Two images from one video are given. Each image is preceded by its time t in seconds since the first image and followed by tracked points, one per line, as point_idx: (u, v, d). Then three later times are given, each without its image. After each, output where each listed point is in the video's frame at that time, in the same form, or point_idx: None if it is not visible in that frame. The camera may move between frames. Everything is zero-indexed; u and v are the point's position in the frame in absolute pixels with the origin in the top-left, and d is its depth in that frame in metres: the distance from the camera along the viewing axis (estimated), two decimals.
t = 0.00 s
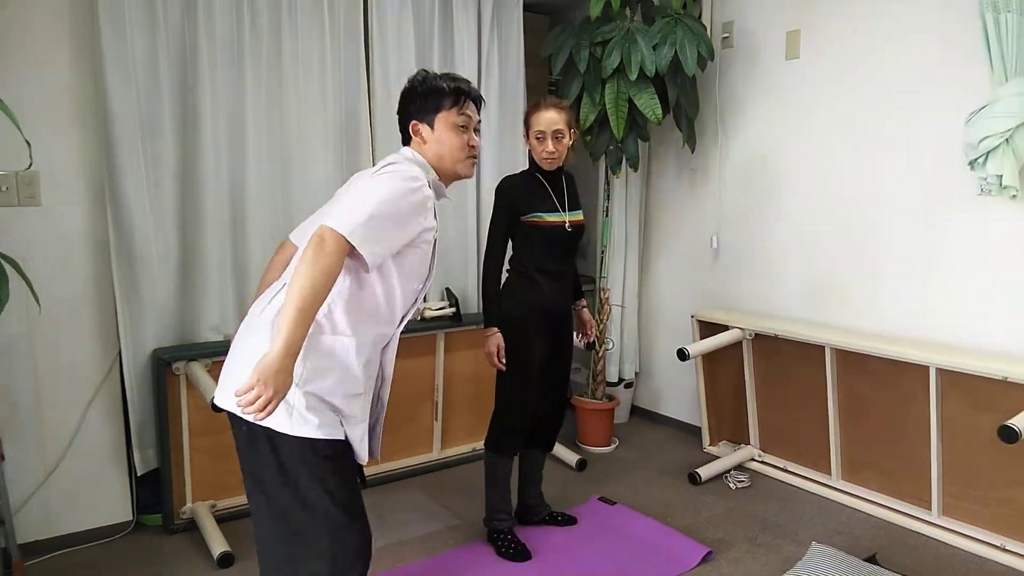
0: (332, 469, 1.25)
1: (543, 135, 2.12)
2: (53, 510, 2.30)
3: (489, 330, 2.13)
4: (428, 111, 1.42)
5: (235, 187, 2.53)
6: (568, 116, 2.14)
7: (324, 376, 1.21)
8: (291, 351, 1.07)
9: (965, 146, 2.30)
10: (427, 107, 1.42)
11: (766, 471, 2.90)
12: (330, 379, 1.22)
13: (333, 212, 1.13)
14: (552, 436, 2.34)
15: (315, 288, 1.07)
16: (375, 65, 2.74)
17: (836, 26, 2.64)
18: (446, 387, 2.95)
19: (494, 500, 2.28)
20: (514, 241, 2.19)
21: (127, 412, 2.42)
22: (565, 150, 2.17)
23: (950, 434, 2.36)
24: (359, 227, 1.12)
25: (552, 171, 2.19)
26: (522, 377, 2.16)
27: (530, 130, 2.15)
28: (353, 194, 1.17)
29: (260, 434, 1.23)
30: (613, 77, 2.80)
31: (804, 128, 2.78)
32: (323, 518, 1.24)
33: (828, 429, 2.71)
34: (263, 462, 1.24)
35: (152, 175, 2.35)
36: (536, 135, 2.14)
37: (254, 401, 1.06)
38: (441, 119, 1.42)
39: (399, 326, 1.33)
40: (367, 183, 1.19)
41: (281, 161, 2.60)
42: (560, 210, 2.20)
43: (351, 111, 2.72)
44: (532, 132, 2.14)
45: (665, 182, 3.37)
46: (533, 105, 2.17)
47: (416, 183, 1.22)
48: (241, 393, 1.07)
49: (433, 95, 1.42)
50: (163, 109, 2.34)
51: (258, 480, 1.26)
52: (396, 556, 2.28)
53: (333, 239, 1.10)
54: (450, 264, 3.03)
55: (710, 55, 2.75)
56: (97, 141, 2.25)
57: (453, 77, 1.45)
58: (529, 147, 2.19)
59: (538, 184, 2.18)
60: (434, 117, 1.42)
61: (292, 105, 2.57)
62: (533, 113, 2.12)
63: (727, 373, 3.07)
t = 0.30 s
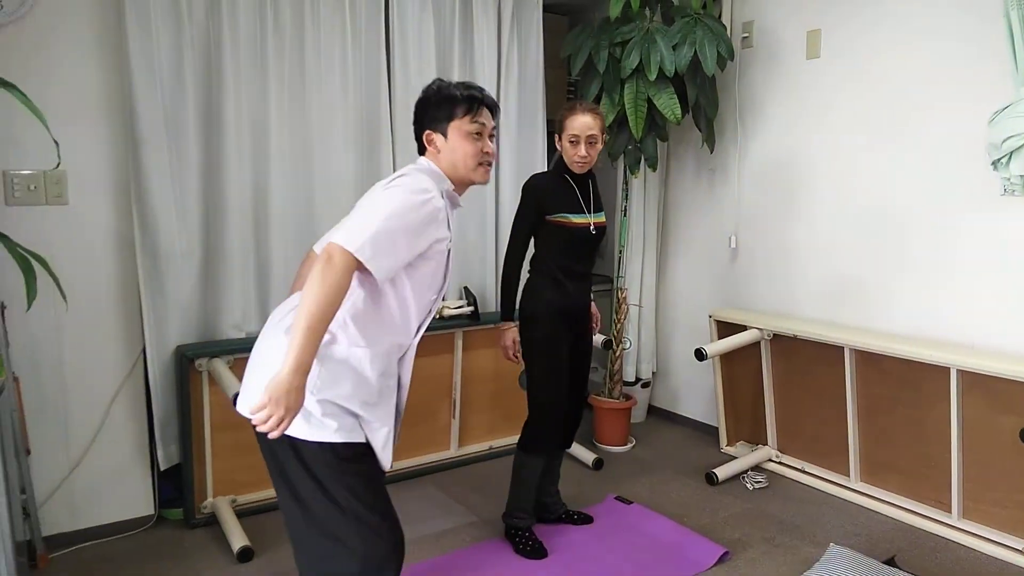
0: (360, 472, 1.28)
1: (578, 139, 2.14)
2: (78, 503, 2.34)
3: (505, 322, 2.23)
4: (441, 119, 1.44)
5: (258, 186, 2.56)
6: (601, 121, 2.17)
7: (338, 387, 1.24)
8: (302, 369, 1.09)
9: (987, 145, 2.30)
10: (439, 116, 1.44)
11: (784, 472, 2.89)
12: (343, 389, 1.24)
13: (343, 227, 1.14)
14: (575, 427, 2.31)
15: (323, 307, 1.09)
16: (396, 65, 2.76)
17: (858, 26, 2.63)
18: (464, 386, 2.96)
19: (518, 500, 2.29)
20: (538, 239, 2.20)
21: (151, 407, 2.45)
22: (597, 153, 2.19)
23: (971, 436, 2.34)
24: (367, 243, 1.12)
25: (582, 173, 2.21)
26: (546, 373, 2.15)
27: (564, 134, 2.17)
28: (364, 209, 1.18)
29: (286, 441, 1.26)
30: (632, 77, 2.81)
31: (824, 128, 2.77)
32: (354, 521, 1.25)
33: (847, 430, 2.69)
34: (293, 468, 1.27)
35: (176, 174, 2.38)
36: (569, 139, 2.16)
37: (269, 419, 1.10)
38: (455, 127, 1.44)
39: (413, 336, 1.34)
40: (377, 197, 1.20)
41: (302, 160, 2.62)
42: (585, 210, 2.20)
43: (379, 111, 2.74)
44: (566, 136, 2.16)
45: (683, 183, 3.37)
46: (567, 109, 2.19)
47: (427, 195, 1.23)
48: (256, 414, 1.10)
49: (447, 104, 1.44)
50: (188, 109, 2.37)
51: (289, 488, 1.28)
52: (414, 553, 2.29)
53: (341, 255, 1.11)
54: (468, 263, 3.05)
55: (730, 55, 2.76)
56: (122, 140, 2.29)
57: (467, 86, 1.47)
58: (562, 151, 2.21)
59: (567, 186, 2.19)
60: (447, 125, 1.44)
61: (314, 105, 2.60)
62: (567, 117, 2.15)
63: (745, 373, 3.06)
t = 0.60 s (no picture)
0: (400, 471, 1.37)
1: (603, 144, 2.11)
2: (80, 501, 2.34)
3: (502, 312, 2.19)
4: (356, 59, 1.32)
5: (260, 184, 2.57)
6: (624, 126, 2.15)
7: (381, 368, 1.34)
8: (340, 363, 1.19)
9: (988, 145, 2.30)
10: (353, 56, 1.32)
11: (785, 471, 2.89)
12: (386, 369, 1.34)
13: (311, 219, 1.21)
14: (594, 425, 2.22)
15: (331, 301, 1.18)
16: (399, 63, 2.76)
17: (860, 26, 2.63)
18: (466, 384, 2.96)
19: (535, 495, 2.24)
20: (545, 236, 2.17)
21: (153, 405, 2.45)
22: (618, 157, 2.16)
23: (972, 435, 2.34)
24: (338, 223, 1.19)
25: (600, 176, 2.20)
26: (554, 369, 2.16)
27: (589, 136, 2.13)
28: (322, 189, 1.23)
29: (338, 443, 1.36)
30: (634, 76, 2.81)
31: (826, 128, 2.77)
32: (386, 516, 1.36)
33: (848, 430, 2.70)
34: (342, 459, 1.37)
35: (179, 172, 2.39)
36: (594, 142, 2.12)
37: (337, 422, 1.21)
38: (372, 63, 1.31)
39: (425, 281, 1.41)
40: (328, 171, 1.24)
41: (305, 159, 2.63)
42: (598, 211, 2.19)
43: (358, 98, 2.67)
44: (591, 139, 2.12)
45: (685, 182, 3.37)
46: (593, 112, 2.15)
47: (368, 145, 1.25)
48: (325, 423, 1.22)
49: (358, 39, 1.31)
50: (190, 107, 2.37)
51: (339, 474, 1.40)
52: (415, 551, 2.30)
53: (322, 246, 1.18)
54: (470, 262, 3.05)
55: (732, 55, 2.76)
56: (125, 139, 2.29)
57: (374, 12, 1.32)
58: (585, 154, 2.17)
59: (584, 187, 2.18)
60: (365, 64, 1.32)
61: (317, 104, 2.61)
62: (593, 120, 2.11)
63: (746, 372, 3.06)
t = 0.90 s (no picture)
0: (416, 472, 1.38)
1: (624, 147, 2.01)
2: (79, 502, 2.34)
3: (522, 322, 2.12)
4: (308, 54, 1.31)
5: (259, 185, 2.57)
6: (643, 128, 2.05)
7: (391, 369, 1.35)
8: (345, 376, 1.20)
9: (987, 145, 2.30)
10: (304, 51, 1.31)
11: (785, 472, 2.89)
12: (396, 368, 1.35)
13: (290, 239, 1.21)
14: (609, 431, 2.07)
15: (324, 316, 1.19)
16: (398, 63, 2.75)
17: (858, 27, 2.63)
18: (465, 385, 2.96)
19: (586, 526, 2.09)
20: (561, 241, 2.05)
21: (152, 407, 2.45)
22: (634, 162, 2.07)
23: (972, 436, 2.33)
24: (316, 237, 1.19)
25: (616, 180, 2.10)
26: (572, 372, 2.06)
27: (607, 140, 2.03)
28: (296, 205, 1.23)
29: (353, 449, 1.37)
30: (633, 77, 2.81)
31: (825, 128, 2.77)
32: (402, 519, 1.36)
33: (848, 430, 2.70)
34: (358, 462, 1.39)
35: (178, 174, 2.38)
36: (612, 145, 2.03)
37: (352, 436, 1.22)
38: (325, 57, 1.31)
39: (420, 271, 1.40)
40: (298, 185, 1.24)
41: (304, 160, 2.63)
42: (612, 215, 2.11)
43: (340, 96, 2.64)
44: (610, 142, 2.02)
45: (685, 183, 3.37)
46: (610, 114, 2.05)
47: (330, 150, 1.24)
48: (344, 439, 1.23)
49: (309, 34, 1.30)
50: (189, 108, 2.37)
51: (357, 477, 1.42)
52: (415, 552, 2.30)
53: (306, 264, 1.19)
54: (470, 263, 3.05)
55: (731, 56, 2.76)
56: (123, 139, 2.29)
57: (322, 4, 1.31)
58: (602, 158, 2.06)
59: (601, 192, 2.08)
60: (317, 59, 1.31)
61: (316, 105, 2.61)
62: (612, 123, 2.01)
63: (746, 373, 3.06)
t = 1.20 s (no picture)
0: (421, 473, 1.38)
1: (641, 146, 1.98)
2: (83, 501, 2.35)
3: (556, 330, 2.06)
4: (307, 56, 1.31)
5: (263, 185, 2.57)
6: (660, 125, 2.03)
7: (394, 372, 1.35)
8: (354, 381, 1.21)
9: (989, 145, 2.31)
10: (303, 53, 1.31)
11: (787, 472, 2.89)
12: (399, 371, 1.36)
13: (295, 245, 1.22)
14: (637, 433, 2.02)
15: (331, 321, 1.19)
16: (401, 63, 2.75)
17: (862, 27, 2.64)
18: (468, 385, 2.97)
19: (597, 528, 2.07)
20: (580, 244, 2.02)
21: (155, 406, 2.46)
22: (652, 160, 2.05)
23: (975, 436, 2.33)
24: (321, 242, 1.20)
25: (634, 180, 2.07)
26: (599, 377, 2.00)
27: (624, 139, 2.00)
28: (299, 210, 1.23)
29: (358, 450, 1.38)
30: (637, 77, 2.82)
31: (829, 128, 2.77)
32: (408, 520, 1.37)
33: (850, 431, 2.70)
34: (363, 465, 1.39)
35: (182, 173, 2.39)
36: (630, 144, 2.00)
37: (361, 440, 1.24)
38: (324, 59, 1.31)
39: (422, 272, 1.41)
40: (300, 190, 1.24)
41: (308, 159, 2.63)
42: (631, 217, 2.07)
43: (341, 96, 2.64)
44: (627, 142, 2.00)
45: (687, 183, 3.37)
46: (627, 114, 2.03)
47: (332, 154, 1.24)
48: (354, 444, 1.25)
49: (308, 35, 1.30)
50: (193, 108, 2.37)
51: (362, 478, 1.42)
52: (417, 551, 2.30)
53: (312, 270, 1.20)
54: (472, 263, 3.05)
55: (734, 56, 2.76)
56: (127, 140, 2.29)
57: (315, 4, 1.31)
58: (620, 158, 2.03)
59: (619, 193, 2.05)
60: (317, 62, 1.31)
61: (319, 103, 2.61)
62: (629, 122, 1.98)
63: (748, 373, 3.06)
